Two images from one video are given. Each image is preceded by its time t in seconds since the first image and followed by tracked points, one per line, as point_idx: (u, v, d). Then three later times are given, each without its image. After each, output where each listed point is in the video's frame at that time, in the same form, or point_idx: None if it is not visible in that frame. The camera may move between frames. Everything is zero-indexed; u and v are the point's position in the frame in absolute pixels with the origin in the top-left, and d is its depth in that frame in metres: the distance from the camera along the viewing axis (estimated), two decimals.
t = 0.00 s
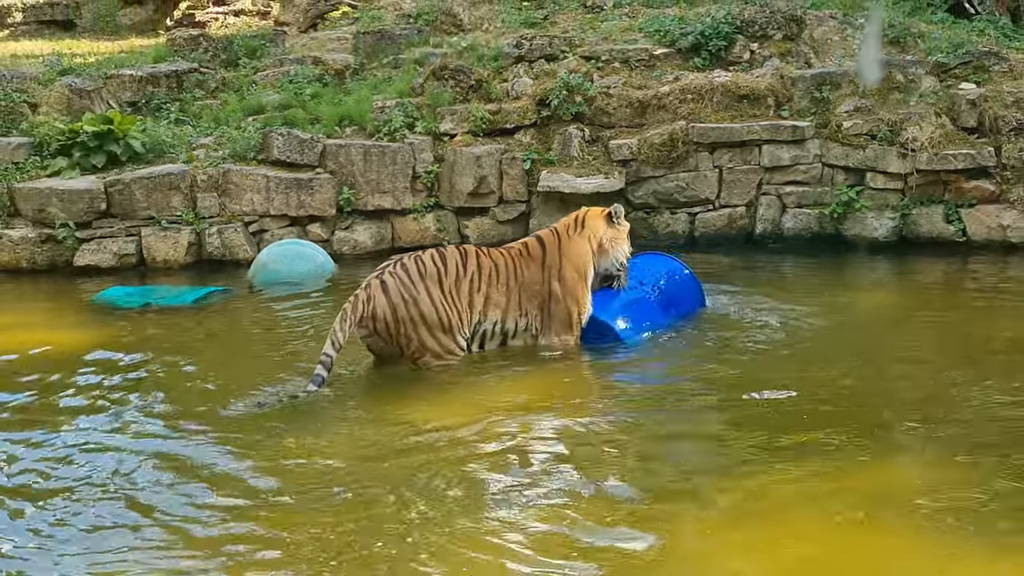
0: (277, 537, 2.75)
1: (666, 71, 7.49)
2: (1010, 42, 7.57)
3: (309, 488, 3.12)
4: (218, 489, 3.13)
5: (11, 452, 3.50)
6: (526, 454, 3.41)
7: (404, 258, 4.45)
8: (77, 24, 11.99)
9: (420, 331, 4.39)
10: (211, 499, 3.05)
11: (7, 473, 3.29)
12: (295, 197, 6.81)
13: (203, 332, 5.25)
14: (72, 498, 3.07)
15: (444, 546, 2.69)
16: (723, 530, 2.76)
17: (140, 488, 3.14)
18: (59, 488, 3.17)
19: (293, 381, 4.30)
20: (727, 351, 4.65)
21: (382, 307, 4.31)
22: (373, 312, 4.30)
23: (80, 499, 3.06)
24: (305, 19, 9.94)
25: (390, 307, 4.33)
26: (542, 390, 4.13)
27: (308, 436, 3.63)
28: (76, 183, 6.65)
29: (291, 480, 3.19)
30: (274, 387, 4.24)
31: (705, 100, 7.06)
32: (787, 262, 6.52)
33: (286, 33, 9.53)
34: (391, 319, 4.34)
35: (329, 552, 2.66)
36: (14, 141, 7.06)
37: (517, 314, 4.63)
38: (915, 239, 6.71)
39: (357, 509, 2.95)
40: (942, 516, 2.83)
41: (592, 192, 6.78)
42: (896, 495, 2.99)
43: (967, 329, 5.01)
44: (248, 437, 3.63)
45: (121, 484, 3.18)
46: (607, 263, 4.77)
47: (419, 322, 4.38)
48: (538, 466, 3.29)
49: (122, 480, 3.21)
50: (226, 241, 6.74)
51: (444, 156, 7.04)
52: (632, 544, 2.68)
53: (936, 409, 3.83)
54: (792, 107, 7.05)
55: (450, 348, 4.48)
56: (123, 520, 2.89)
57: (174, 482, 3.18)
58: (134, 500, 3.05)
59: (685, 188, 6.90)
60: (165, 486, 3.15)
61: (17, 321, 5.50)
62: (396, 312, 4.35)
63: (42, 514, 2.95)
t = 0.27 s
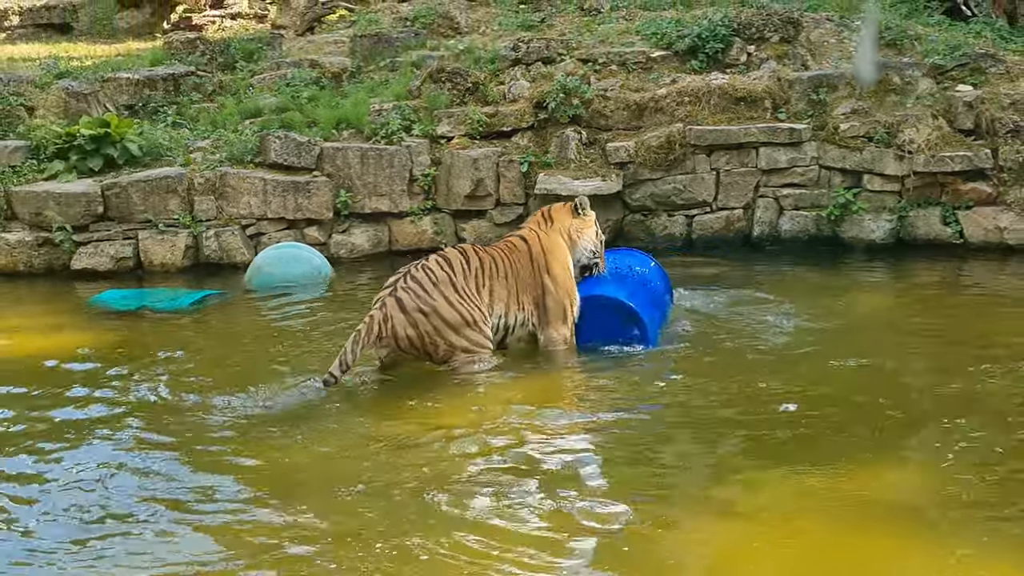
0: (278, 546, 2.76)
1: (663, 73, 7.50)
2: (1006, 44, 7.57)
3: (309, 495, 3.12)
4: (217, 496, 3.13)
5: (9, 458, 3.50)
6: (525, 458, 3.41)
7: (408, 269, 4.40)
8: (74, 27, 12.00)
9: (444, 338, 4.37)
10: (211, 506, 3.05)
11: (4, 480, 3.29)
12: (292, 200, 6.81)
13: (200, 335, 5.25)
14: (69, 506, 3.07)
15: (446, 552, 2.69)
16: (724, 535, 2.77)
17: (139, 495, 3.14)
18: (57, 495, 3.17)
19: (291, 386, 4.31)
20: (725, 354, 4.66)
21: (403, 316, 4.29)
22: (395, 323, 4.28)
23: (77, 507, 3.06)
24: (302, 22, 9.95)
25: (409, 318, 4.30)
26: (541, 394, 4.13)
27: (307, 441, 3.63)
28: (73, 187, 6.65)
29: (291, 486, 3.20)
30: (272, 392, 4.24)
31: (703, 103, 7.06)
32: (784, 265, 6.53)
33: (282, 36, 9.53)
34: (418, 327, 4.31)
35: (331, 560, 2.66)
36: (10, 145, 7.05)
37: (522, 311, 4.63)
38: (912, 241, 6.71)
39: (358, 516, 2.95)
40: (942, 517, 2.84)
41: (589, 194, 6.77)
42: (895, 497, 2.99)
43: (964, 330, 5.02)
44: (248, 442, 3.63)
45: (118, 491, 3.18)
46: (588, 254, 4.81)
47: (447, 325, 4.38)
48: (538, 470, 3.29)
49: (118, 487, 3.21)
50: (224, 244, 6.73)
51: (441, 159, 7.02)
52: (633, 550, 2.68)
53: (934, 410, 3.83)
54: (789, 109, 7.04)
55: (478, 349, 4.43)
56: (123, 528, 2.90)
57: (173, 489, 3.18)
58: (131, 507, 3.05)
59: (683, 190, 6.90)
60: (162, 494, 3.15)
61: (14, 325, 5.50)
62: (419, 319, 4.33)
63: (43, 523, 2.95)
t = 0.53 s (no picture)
0: (278, 549, 2.77)
1: (662, 75, 7.50)
2: (1004, 46, 7.58)
3: (308, 498, 3.12)
4: (216, 499, 3.13)
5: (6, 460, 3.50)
6: (524, 458, 3.41)
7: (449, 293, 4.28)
8: (73, 28, 12.02)
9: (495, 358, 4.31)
10: (211, 509, 3.06)
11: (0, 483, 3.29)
12: (290, 201, 6.81)
13: (198, 336, 5.25)
14: (65, 509, 3.07)
15: (446, 556, 2.70)
16: (723, 537, 2.77)
17: (137, 498, 3.14)
18: (53, 498, 3.17)
19: (290, 387, 4.31)
20: (723, 355, 4.66)
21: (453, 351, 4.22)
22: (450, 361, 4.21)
23: (73, 510, 3.06)
24: (301, 23, 9.95)
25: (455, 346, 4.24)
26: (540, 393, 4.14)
27: (306, 442, 3.63)
28: (71, 188, 6.65)
29: (289, 489, 3.20)
30: (271, 393, 4.25)
31: (701, 104, 7.06)
32: (783, 266, 6.53)
33: (280, 37, 9.53)
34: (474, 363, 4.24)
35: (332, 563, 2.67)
36: (8, 145, 7.06)
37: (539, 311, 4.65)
38: (910, 242, 6.72)
39: (357, 519, 2.96)
40: (941, 519, 2.85)
41: (588, 195, 6.77)
42: (895, 499, 3.00)
43: (962, 332, 5.03)
44: (246, 443, 3.63)
45: (115, 494, 3.18)
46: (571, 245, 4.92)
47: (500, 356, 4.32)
48: (537, 471, 3.29)
49: (116, 490, 3.21)
50: (221, 245, 6.74)
51: (439, 160, 7.03)
52: (633, 553, 2.69)
53: (932, 412, 3.84)
54: (787, 111, 7.04)
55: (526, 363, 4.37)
56: (123, 530, 2.90)
57: (172, 492, 3.18)
58: (126, 511, 3.05)
59: (681, 191, 6.90)
60: (160, 497, 3.15)
61: (12, 326, 5.50)
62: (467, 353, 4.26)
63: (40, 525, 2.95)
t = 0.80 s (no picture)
0: (274, 551, 2.76)
1: (658, 78, 7.49)
2: (1000, 49, 7.58)
3: (303, 500, 3.12)
4: (212, 502, 3.13)
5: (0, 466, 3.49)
6: (519, 458, 3.41)
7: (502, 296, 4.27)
8: (69, 30, 12.00)
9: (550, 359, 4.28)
10: (205, 512, 3.05)
11: None
12: (286, 204, 6.80)
13: (194, 338, 5.25)
14: (59, 514, 3.06)
15: (443, 558, 2.70)
16: (719, 539, 2.78)
17: (132, 501, 3.14)
18: (47, 503, 3.16)
19: (285, 390, 4.30)
20: (719, 357, 4.66)
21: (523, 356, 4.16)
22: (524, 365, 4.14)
23: (67, 515, 3.05)
24: (297, 26, 9.95)
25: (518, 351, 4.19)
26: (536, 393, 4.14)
27: (301, 444, 3.63)
28: (67, 191, 6.65)
29: (284, 491, 3.20)
30: (267, 395, 4.24)
31: (697, 107, 7.08)
32: (779, 268, 6.53)
33: (277, 40, 9.52)
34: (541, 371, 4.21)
35: (328, 564, 2.67)
36: (4, 148, 7.05)
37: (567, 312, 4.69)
38: (906, 245, 6.74)
39: (352, 521, 2.95)
40: (936, 521, 2.85)
41: (584, 198, 6.77)
42: (891, 501, 3.00)
43: (957, 334, 5.03)
44: (240, 446, 3.63)
45: (110, 499, 3.17)
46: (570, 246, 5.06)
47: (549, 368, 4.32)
48: (533, 472, 3.29)
49: (111, 495, 3.20)
50: (218, 247, 6.72)
51: (435, 163, 7.04)
52: (629, 554, 2.69)
53: (927, 414, 3.84)
54: (783, 114, 7.04)
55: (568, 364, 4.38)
56: (117, 536, 2.89)
57: (167, 495, 3.18)
58: (120, 516, 3.04)
59: (677, 194, 6.91)
60: (154, 502, 3.14)
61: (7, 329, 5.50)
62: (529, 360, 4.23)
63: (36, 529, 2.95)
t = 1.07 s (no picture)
0: (270, 552, 2.76)
1: (654, 79, 7.50)
2: (995, 50, 7.59)
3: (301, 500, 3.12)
4: (206, 501, 3.13)
5: None
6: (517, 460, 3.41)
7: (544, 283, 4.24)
8: (64, 31, 11.99)
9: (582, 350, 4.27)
10: (201, 512, 3.04)
11: None
12: (282, 205, 6.79)
13: (189, 339, 5.24)
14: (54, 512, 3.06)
15: (442, 557, 2.70)
16: (717, 537, 2.78)
17: (132, 500, 3.14)
18: (42, 501, 3.15)
19: (282, 391, 4.30)
20: (716, 359, 4.66)
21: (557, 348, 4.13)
22: (562, 350, 4.10)
23: (63, 513, 3.04)
24: (293, 27, 9.94)
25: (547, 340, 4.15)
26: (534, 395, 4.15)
27: (299, 444, 3.63)
28: (62, 192, 6.64)
29: (283, 490, 3.20)
30: (262, 397, 4.24)
31: (693, 108, 7.08)
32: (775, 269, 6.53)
33: (273, 41, 9.52)
34: (570, 360, 4.18)
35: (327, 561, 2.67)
36: None
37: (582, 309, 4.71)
38: (902, 247, 6.72)
39: (352, 520, 2.96)
40: (933, 521, 2.85)
41: (580, 200, 6.75)
42: (886, 501, 3.00)
43: (954, 335, 5.03)
44: (236, 446, 3.63)
45: (105, 497, 3.17)
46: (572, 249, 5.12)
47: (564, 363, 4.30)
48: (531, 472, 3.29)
49: (106, 493, 3.19)
50: (213, 249, 6.71)
51: (431, 164, 7.03)
52: (625, 554, 2.69)
53: (925, 415, 3.84)
54: (779, 115, 7.07)
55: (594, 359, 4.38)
56: (113, 535, 2.89)
57: (164, 494, 3.18)
58: (116, 514, 3.04)
59: (673, 196, 6.91)
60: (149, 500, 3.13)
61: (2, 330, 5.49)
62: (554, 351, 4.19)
63: (36, 525, 2.95)
